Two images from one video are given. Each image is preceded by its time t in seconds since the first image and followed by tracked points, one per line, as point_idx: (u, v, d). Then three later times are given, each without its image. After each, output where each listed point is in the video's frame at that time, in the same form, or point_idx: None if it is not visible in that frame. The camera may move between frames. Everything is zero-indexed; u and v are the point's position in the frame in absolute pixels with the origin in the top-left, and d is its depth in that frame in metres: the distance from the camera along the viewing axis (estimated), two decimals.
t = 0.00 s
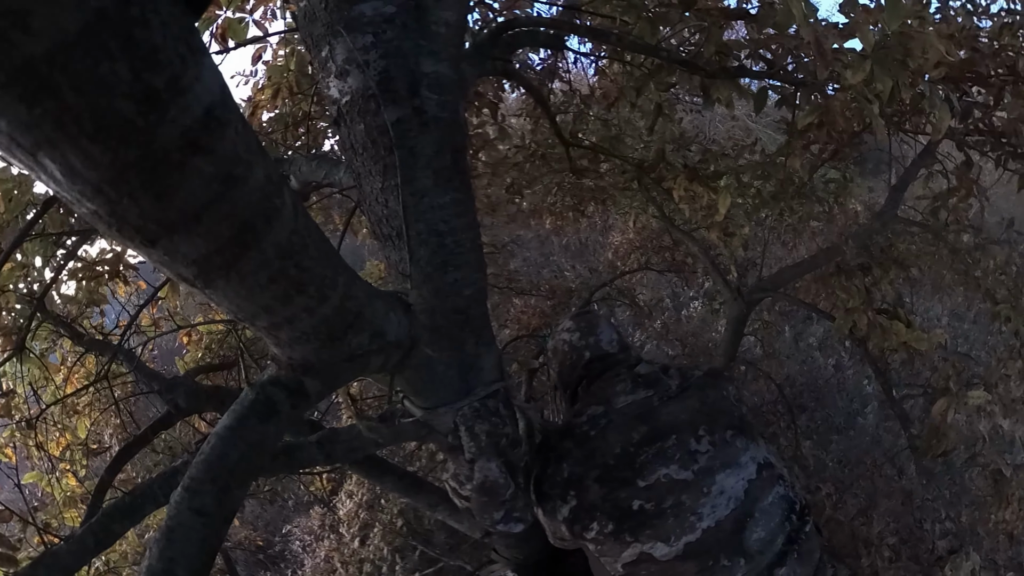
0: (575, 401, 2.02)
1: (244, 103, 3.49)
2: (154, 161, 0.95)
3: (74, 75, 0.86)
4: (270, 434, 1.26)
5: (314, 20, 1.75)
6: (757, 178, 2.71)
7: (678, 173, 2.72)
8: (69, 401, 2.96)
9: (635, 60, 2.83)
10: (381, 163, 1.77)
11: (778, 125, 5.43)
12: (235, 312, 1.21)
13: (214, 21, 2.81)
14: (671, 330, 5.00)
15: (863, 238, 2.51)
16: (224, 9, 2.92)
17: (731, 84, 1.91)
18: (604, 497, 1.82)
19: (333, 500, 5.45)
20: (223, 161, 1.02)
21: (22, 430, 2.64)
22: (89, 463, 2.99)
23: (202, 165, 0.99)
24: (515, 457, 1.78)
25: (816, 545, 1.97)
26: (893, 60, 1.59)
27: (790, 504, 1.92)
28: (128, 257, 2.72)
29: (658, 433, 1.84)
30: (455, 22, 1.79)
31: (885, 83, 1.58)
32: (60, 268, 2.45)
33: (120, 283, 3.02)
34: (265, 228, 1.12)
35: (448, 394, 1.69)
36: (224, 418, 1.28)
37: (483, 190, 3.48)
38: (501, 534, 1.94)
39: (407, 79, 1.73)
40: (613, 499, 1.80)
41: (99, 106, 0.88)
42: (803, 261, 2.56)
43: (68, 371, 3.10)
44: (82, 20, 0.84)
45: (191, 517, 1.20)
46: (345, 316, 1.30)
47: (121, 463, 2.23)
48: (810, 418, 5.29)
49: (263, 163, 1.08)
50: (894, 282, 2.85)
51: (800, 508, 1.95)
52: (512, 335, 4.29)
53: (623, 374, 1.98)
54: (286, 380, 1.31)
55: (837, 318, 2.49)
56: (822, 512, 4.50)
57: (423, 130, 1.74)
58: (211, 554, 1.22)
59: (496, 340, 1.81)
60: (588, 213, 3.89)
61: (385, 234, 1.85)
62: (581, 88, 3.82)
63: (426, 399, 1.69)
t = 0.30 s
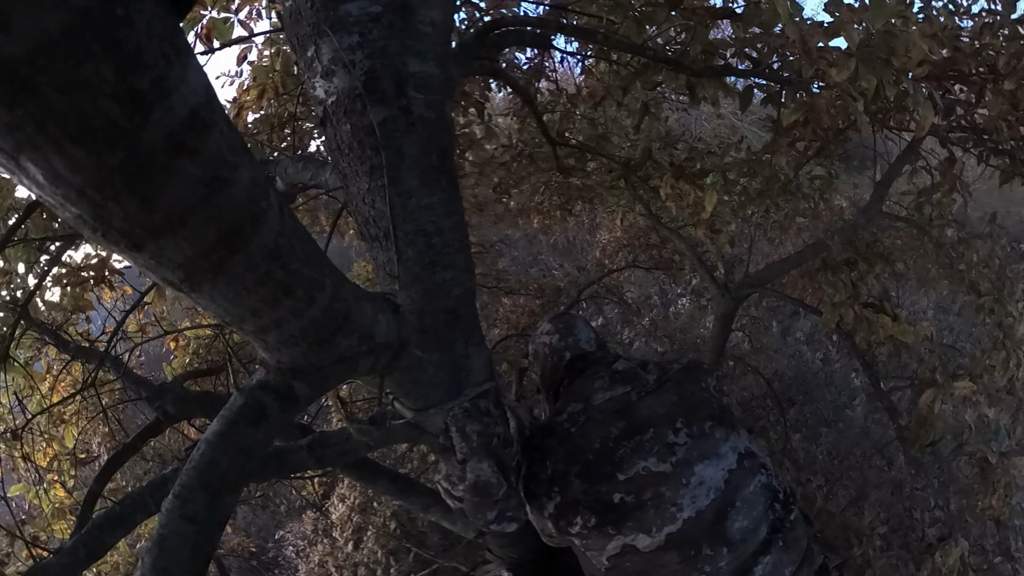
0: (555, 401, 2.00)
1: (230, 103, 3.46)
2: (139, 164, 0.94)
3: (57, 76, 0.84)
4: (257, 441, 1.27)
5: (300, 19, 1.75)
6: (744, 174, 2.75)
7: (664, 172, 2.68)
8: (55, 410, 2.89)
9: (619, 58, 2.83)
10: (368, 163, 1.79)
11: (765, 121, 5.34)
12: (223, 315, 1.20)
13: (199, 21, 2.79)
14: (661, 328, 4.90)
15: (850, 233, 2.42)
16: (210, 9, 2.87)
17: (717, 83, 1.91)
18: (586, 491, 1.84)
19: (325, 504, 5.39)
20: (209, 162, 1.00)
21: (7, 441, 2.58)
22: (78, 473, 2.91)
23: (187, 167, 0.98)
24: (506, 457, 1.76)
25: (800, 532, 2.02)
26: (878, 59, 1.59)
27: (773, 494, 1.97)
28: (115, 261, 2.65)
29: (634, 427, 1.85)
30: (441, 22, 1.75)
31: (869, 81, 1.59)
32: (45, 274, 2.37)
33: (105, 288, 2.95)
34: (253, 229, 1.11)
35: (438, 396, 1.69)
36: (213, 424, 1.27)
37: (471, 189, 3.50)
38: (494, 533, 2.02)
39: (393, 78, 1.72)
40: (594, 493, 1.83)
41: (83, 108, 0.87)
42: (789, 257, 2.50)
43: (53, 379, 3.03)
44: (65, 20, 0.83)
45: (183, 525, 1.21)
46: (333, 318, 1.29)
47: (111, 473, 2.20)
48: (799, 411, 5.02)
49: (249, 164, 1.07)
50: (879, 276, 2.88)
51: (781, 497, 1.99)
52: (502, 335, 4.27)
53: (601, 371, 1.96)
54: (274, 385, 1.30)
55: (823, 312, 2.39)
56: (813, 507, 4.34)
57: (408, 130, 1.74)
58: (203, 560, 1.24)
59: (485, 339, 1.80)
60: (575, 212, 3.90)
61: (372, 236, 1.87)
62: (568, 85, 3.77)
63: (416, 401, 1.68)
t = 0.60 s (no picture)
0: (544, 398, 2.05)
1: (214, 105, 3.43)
2: (122, 167, 0.92)
3: (37, 77, 0.82)
4: (248, 446, 1.27)
5: (285, 19, 1.74)
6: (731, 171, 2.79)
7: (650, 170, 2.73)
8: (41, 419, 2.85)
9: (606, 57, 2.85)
10: (354, 165, 1.77)
11: (751, 119, 5.37)
12: (209, 320, 1.19)
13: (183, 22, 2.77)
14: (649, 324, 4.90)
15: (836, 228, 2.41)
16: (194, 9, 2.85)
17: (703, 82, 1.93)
18: (579, 487, 1.84)
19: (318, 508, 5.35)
20: (195, 165, 0.99)
21: None
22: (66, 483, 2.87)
23: (172, 170, 0.97)
24: (499, 457, 1.80)
25: (791, 521, 2.06)
26: (864, 57, 1.61)
27: (763, 484, 2.00)
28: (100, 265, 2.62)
29: (624, 421, 1.86)
30: (428, 21, 1.78)
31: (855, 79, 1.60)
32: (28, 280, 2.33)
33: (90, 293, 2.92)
34: (238, 232, 1.09)
35: (428, 397, 1.69)
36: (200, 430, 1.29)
37: (458, 190, 3.47)
38: (488, 534, 2.01)
39: (379, 78, 1.71)
40: (587, 488, 1.82)
41: (65, 110, 0.85)
42: (775, 253, 2.54)
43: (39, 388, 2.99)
44: (45, 20, 0.81)
45: (175, 533, 1.23)
46: (321, 321, 1.27)
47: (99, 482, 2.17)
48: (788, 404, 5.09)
49: (235, 167, 1.05)
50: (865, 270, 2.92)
51: (770, 486, 2.03)
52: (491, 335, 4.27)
53: (588, 367, 2.01)
54: (264, 389, 1.30)
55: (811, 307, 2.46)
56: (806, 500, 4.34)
57: (395, 130, 1.73)
58: (199, 565, 1.26)
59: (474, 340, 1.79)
60: (563, 211, 3.92)
61: (359, 237, 1.86)
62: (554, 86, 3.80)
63: (406, 403, 1.68)
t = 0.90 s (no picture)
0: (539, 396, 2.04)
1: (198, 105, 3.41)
2: (108, 170, 0.92)
3: (20, 79, 0.82)
4: (240, 451, 1.25)
5: (272, 19, 1.72)
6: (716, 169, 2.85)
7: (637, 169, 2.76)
8: (28, 429, 2.82)
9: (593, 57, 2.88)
10: (340, 166, 1.77)
11: (737, 118, 5.40)
12: (197, 324, 1.18)
13: (168, 22, 2.75)
14: (638, 323, 4.94)
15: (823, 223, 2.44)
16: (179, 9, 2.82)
17: (689, 80, 1.96)
18: (576, 484, 1.85)
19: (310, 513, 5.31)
20: (180, 167, 0.99)
21: None
22: (54, 495, 2.84)
23: (158, 172, 0.96)
24: (491, 455, 1.77)
25: (783, 514, 2.11)
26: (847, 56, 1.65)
27: (757, 478, 2.03)
28: (84, 272, 2.61)
29: (619, 418, 1.88)
30: (414, 21, 1.76)
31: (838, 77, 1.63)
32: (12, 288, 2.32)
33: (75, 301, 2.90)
34: (225, 235, 1.09)
35: (417, 398, 1.69)
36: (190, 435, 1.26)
37: (445, 189, 3.47)
38: (483, 534, 2.02)
39: (366, 78, 1.71)
40: (584, 485, 1.84)
41: (49, 113, 0.85)
42: (761, 249, 2.50)
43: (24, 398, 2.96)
44: (28, 19, 0.81)
45: (167, 542, 1.19)
46: (309, 324, 1.27)
47: (88, 493, 2.21)
48: (777, 399, 5.13)
49: (221, 169, 1.05)
50: (852, 265, 2.97)
51: (764, 481, 2.06)
52: (481, 335, 4.27)
53: (580, 363, 2.03)
54: (253, 394, 1.30)
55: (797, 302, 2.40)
56: (796, 492, 4.51)
57: (382, 130, 1.73)
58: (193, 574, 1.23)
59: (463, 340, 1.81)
60: (550, 210, 3.94)
61: (345, 238, 1.85)
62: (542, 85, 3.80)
63: (395, 404, 1.68)
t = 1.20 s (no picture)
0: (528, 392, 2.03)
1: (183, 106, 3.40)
2: (91, 174, 0.91)
3: None
4: (229, 456, 1.30)
5: (257, 19, 1.72)
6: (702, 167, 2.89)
7: (624, 167, 2.74)
8: (15, 439, 2.78)
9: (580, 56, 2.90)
10: (327, 166, 1.76)
11: (722, 117, 5.42)
12: (184, 328, 1.19)
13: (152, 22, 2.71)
14: (626, 320, 4.95)
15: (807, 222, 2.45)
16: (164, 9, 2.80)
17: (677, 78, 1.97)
18: (566, 478, 1.87)
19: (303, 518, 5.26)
20: (164, 169, 0.97)
21: None
22: (43, 505, 2.81)
23: (143, 175, 0.95)
24: (482, 456, 1.85)
25: (773, 505, 2.13)
26: (834, 55, 1.66)
27: (747, 470, 2.05)
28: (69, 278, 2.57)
29: (608, 412, 1.90)
30: (400, 20, 1.75)
31: (824, 75, 1.65)
32: None
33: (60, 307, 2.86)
34: (210, 237, 1.08)
35: (407, 399, 1.71)
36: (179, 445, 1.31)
37: (433, 190, 3.45)
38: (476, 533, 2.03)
39: (352, 78, 1.70)
40: (574, 479, 1.86)
41: (30, 115, 0.84)
42: (749, 245, 2.55)
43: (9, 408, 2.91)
44: (9, 19, 0.79)
45: (159, 550, 1.25)
46: (297, 327, 1.28)
47: (77, 504, 2.22)
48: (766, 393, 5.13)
49: (207, 171, 1.04)
50: (838, 260, 3.03)
51: (753, 474, 2.09)
52: (470, 335, 4.26)
53: (567, 358, 2.06)
54: (243, 398, 1.32)
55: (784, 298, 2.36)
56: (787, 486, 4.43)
57: (368, 131, 1.73)
58: None
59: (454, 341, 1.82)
60: (537, 209, 3.95)
61: (333, 240, 1.86)
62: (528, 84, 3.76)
63: (386, 406, 1.70)
